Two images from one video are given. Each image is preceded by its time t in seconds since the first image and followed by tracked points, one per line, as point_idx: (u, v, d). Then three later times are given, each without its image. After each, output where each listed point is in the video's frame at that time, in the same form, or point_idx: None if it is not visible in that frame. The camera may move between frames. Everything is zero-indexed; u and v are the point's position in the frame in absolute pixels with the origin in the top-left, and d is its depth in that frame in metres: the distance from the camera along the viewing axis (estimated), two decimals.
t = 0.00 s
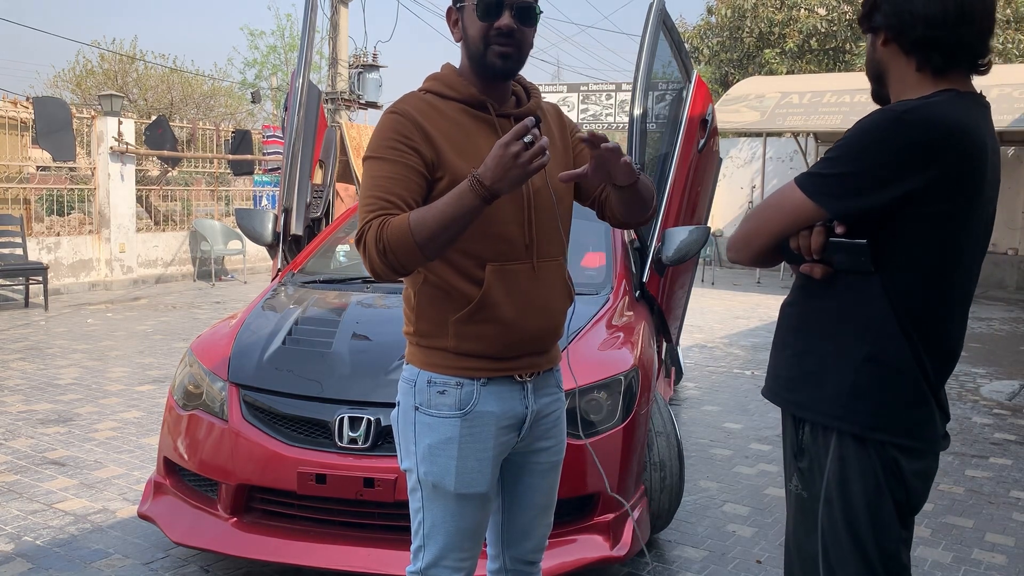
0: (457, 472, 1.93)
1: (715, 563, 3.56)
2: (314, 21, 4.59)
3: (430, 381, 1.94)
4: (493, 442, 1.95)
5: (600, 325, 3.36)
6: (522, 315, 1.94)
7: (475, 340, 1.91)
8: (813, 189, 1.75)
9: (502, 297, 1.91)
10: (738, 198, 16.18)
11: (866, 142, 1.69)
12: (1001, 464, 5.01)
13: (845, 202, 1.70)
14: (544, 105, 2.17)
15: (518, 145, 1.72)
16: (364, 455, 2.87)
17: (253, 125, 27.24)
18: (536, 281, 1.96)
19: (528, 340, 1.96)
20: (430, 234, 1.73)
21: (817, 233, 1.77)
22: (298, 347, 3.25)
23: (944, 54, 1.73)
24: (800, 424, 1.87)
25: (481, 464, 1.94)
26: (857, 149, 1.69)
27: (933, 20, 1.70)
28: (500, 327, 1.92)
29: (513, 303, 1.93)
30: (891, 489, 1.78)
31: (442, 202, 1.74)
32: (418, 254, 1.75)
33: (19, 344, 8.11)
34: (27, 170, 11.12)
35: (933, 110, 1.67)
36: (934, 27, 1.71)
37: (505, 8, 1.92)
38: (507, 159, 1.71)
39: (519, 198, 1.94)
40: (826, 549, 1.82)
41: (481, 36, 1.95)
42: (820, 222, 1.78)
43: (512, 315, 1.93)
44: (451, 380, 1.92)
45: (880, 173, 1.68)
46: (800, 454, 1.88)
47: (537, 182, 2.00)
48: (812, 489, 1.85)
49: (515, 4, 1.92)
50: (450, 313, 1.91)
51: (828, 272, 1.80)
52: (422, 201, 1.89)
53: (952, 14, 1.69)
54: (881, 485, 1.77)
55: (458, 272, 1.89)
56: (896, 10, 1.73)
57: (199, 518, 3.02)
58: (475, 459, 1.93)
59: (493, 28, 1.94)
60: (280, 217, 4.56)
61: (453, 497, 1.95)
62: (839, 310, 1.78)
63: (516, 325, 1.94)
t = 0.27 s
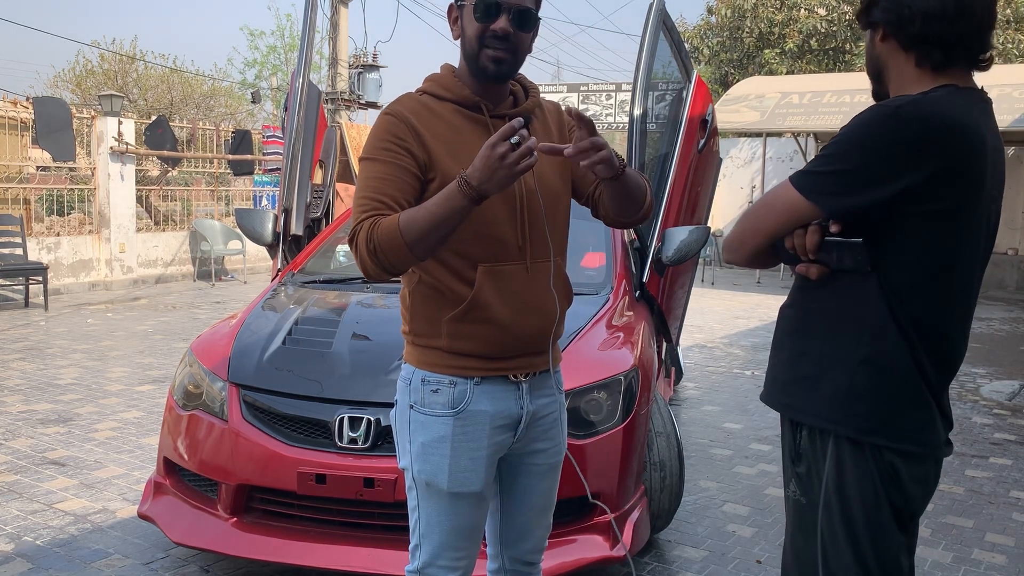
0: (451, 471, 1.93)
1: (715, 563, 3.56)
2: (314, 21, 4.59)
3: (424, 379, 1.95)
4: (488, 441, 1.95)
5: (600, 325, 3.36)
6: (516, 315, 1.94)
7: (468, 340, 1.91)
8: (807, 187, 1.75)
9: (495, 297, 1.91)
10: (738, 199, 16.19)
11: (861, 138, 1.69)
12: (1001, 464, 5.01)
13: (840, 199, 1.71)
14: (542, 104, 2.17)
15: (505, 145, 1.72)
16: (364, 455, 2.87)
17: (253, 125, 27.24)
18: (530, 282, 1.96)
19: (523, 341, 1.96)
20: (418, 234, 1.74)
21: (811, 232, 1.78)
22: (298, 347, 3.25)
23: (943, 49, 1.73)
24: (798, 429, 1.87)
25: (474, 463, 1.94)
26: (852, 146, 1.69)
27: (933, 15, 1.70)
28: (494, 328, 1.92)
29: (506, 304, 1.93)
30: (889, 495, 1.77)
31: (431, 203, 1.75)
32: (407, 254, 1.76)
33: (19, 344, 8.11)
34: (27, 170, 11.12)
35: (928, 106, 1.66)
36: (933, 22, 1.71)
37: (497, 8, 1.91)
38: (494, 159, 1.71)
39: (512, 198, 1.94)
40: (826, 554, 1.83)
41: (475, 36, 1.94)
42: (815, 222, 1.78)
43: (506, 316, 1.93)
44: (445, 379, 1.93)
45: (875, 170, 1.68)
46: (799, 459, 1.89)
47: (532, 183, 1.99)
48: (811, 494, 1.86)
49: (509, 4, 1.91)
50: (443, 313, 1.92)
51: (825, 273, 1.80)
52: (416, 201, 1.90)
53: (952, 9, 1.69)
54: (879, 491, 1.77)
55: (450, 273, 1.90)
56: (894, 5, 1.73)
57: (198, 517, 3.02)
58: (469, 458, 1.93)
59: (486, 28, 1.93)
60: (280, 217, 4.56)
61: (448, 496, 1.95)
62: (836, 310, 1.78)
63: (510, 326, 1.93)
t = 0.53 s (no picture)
0: (446, 471, 1.93)
1: (714, 563, 3.56)
2: (314, 20, 4.59)
3: (420, 379, 1.95)
4: (483, 442, 1.95)
5: (600, 325, 3.36)
6: (512, 317, 1.94)
7: (463, 340, 1.91)
8: (803, 188, 1.76)
9: (491, 298, 1.91)
10: (738, 199, 16.19)
11: (856, 138, 1.69)
12: (1001, 464, 5.01)
13: (834, 200, 1.72)
14: (543, 105, 2.16)
15: (498, 145, 1.72)
16: (364, 455, 2.87)
17: (252, 125, 27.22)
18: (527, 282, 1.96)
19: (519, 342, 1.96)
20: (413, 234, 1.74)
21: (809, 234, 1.79)
22: (298, 347, 3.25)
23: (941, 47, 1.73)
24: (797, 433, 1.88)
25: (470, 463, 1.94)
26: (847, 145, 1.70)
27: (930, 13, 1.71)
28: (490, 328, 1.92)
29: (502, 304, 1.93)
30: (886, 499, 1.77)
31: (425, 203, 1.75)
32: (402, 254, 1.76)
33: (19, 344, 8.11)
34: (27, 170, 11.12)
35: (924, 105, 1.66)
36: (930, 20, 1.71)
37: (493, 7, 1.91)
38: (487, 160, 1.71)
39: (508, 199, 1.94)
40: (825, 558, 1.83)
41: (473, 36, 1.94)
42: (813, 224, 1.80)
43: (502, 317, 1.93)
44: (440, 379, 1.93)
45: (869, 169, 1.68)
46: (797, 464, 1.89)
47: (529, 184, 1.99)
48: (810, 498, 1.87)
49: (505, 3, 1.91)
50: (439, 314, 1.92)
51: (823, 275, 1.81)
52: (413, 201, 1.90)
53: (949, 6, 1.69)
54: (876, 495, 1.76)
55: (445, 273, 1.90)
56: (891, 3, 1.73)
57: (198, 517, 3.02)
58: (463, 458, 1.94)
59: (483, 28, 1.92)
60: (280, 217, 4.57)
61: (443, 496, 1.95)
62: (833, 313, 1.78)
63: (506, 327, 1.93)
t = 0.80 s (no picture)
0: (447, 471, 1.93)
1: (715, 563, 3.56)
2: (314, 21, 4.59)
3: (420, 380, 1.95)
4: (484, 442, 1.95)
5: (600, 325, 3.36)
6: (513, 317, 1.94)
7: (464, 340, 1.91)
8: (801, 191, 1.76)
9: (492, 299, 1.91)
10: (738, 199, 16.18)
11: (854, 140, 1.69)
12: (1001, 464, 5.01)
13: (832, 203, 1.72)
14: (541, 106, 2.17)
15: (502, 145, 1.72)
16: (364, 455, 2.87)
17: (252, 125, 27.25)
18: (527, 283, 1.96)
19: (520, 342, 1.96)
20: (416, 234, 1.74)
21: (807, 237, 1.79)
22: (298, 347, 3.25)
23: (940, 45, 1.73)
24: (796, 434, 1.88)
25: (471, 464, 1.94)
26: (844, 147, 1.70)
27: (928, 11, 1.71)
28: (491, 329, 1.92)
29: (503, 305, 1.93)
30: (885, 501, 1.78)
31: (427, 203, 1.75)
32: (404, 255, 1.76)
33: (19, 344, 8.11)
34: (27, 170, 11.12)
35: (920, 106, 1.66)
36: (929, 18, 1.71)
37: (488, 5, 1.91)
38: (489, 159, 1.71)
39: (508, 199, 1.93)
40: (823, 559, 1.83)
41: (469, 34, 1.93)
42: (811, 227, 1.79)
43: (503, 317, 1.93)
44: (440, 379, 1.93)
45: (866, 172, 1.68)
46: (796, 465, 1.90)
47: (529, 184, 1.99)
48: (809, 499, 1.87)
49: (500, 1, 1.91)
50: (441, 314, 1.92)
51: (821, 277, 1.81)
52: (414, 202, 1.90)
53: (948, 4, 1.70)
54: (875, 496, 1.77)
55: (446, 273, 1.90)
56: (889, 2, 1.74)
57: (198, 517, 3.02)
58: (464, 459, 1.94)
59: (478, 25, 1.92)
60: (280, 217, 4.57)
61: (444, 497, 1.95)
62: (832, 315, 1.78)
63: (507, 327, 1.93)
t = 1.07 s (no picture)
0: (448, 471, 1.93)
1: (714, 563, 3.56)
2: (314, 20, 4.59)
3: (421, 380, 1.95)
4: (485, 442, 1.95)
5: (600, 325, 3.36)
6: (514, 318, 1.94)
7: (466, 340, 1.91)
8: (804, 193, 1.76)
9: (495, 298, 1.91)
10: (738, 198, 16.18)
11: (856, 143, 1.69)
12: (1001, 464, 5.01)
13: (835, 205, 1.72)
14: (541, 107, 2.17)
15: (515, 142, 1.72)
16: (364, 455, 2.87)
17: (252, 124, 27.24)
18: (529, 283, 1.96)
19: (521, 342, 1.96)
20: (427, 231, 1.74)
21: (811, 239, 1.79)
22: (297, 347, 3.25)
23: (943, 46, 1.73)
24: (799, 433, 1.89)
25: (472, 463, 1.94)
26: (847, 150, 1.70)
27: (931, 12, 1.71)
28: (492, 329, 1.92)
29: (505, 305, 1.93)
30: (887, 500, 1.77)
31: (439, 201, 1.74)
32: (414, 251, 1.75)
33: (19, 344, 8.11)
34: (27, 170, 11.12)
35: (923, 110, 1.66)
36: (932, 19, 1.71)
37: (493, 3, 1.91)
38: (502, 157, 1.71)
39: (511, 200, 1.93)
40: (825, 558, 1.83)
41: (473, 33, 1.93)
42: (815, 228, 1.79)
43: (504, 317, 1.93)
44: (442, 380, 1.93)
45: (868, 175, 1.68)
46: (799, 464, 1.90)
47: (532, 184, 1.99)
48: (811, 498, 1.87)
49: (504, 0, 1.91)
50: (443, 315, 1.91)
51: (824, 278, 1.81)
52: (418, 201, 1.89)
53: (951, 6, 1.69)
54: (878, 494, 1.76)
55: (448, 273, 1.89)
56: (892, 3, 1.74)
57: (199, 517, 3.02)
58: (466, 459, 1.94)
59: (481, 24, 1.92)
60: (280, 217, 4.57)
61: (446, 497, 1.95)
62: (835, 315, 1.79)
63: (509, 327, 1.93)
